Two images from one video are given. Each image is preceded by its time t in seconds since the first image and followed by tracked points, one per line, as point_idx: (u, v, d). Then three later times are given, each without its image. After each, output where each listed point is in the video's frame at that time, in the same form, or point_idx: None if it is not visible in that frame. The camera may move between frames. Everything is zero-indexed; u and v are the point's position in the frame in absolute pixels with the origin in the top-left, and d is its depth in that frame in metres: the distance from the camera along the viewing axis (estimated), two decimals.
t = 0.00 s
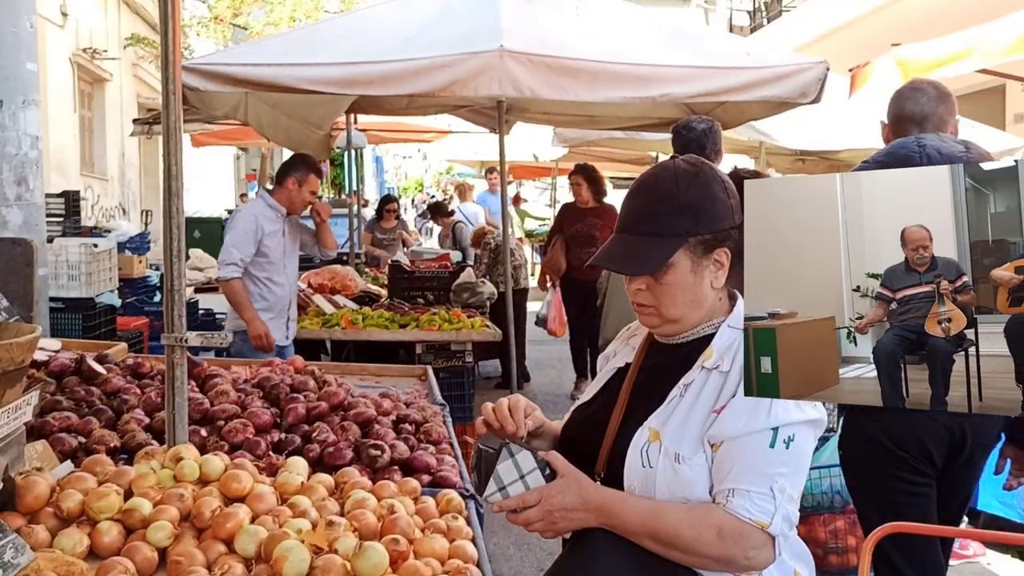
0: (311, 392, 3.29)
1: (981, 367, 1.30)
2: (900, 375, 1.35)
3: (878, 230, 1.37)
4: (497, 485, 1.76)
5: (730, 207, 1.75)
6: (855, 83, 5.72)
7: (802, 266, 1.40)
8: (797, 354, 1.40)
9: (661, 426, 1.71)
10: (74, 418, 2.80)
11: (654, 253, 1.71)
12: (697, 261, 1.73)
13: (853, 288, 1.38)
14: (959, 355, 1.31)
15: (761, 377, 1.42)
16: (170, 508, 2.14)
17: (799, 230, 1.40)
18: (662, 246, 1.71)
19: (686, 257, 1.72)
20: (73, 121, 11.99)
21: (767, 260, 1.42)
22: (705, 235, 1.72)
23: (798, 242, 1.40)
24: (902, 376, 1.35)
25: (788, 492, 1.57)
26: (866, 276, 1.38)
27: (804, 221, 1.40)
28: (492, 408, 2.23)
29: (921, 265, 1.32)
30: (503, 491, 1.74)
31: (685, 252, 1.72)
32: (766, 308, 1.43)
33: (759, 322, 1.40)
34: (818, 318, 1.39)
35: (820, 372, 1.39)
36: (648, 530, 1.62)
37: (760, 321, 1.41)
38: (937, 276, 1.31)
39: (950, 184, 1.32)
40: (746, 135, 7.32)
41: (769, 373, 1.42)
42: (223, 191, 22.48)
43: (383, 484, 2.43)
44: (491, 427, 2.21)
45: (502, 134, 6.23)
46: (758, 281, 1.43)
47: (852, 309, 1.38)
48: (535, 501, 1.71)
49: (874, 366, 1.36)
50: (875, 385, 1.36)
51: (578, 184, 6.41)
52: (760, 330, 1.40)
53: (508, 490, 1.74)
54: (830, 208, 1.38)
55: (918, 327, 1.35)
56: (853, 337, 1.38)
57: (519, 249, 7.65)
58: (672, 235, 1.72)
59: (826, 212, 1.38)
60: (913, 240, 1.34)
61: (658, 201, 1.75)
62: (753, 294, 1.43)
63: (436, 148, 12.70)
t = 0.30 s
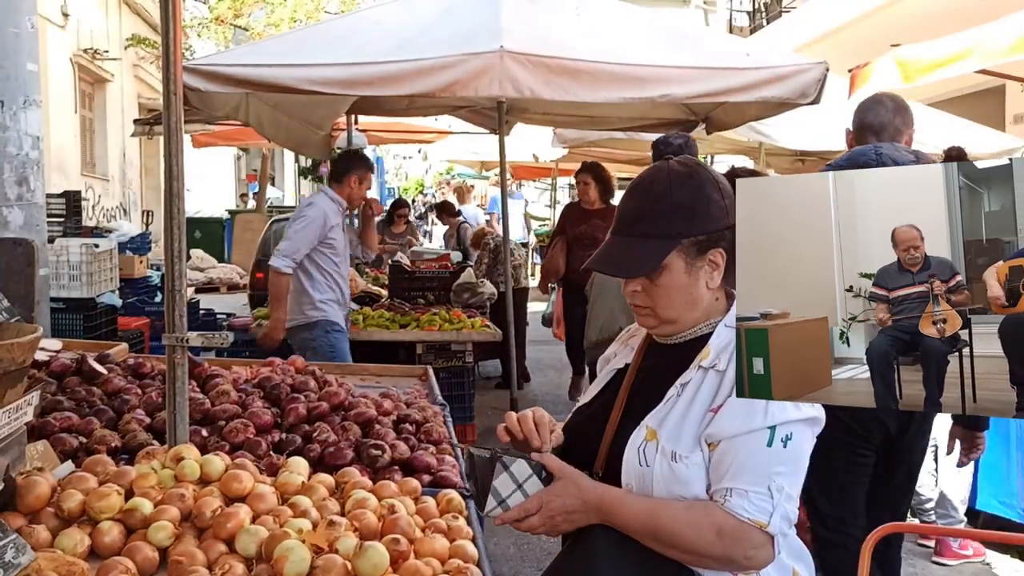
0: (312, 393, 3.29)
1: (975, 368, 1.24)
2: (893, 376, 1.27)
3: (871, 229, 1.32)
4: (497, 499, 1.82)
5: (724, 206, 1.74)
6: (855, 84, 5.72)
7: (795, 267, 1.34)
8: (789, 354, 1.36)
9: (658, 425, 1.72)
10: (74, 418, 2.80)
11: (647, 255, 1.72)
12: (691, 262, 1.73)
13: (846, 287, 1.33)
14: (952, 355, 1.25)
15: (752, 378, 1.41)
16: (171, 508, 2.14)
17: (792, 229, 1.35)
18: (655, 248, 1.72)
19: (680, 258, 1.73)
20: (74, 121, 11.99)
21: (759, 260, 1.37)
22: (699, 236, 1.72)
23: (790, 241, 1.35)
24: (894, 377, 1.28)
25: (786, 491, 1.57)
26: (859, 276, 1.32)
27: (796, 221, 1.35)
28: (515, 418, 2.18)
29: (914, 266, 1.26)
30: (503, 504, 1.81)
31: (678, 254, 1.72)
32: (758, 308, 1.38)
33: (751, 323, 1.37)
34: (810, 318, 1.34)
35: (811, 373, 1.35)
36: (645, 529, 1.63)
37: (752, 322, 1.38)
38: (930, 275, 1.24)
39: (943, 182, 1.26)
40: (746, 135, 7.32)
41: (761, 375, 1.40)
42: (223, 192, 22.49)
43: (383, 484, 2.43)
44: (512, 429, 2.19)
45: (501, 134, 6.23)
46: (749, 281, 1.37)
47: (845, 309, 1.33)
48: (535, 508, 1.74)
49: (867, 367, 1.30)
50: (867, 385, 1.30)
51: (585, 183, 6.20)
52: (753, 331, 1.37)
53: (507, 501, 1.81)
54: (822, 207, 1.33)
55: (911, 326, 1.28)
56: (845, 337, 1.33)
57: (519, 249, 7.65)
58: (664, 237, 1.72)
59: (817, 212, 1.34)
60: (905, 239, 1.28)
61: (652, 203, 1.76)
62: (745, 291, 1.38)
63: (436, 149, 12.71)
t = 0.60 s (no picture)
0: (312, 393, 3.30)
1: (968, 369, 1.21)
2: (886, 378, 1.25)
3: (862, 228, 1.30)
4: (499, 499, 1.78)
5: (721, 207, 1.75)
6: (856, 84, 5.71)
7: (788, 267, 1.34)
8: (783, 354, 1.32)
9: (657, 426, 1.73)
10: (75, 418, 2.80)
11: (643, 256, 1.72)
12: (689, 261, 1.73)
13: (840, 288, 1.31)
14: (945, 357, 1.22)
15: (744, 378, 1.37)
16: (172, 508, 2.14)
17: (785, 228, 1.33)
18: (652, 248, 1.72)
19: (677, 257, 1.73)
20: (74, 121, 11.99)
21: (753, 258, 1.36)
22: (695, 235, 1.72)
23: (781, 240, 1.33)
24: (887, 377, 1.25)
25: (785, 491, 1.57)
26: (852, 276, 1.30)
27: (787, 218, 1.33)
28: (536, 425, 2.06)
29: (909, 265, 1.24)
30: (505, 506, 1.75)
31: (674, 254, 1.73)
32: (751, 309, 1.36)
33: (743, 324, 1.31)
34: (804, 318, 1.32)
35: (805, 373, 1.31)
36: (644, 530, 1.62)
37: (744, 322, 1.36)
38: (925, 276, 1.22)
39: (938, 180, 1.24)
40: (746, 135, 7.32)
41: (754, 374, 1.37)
42: (223, 192, 22.49)
43: (384, 484, 2.43)
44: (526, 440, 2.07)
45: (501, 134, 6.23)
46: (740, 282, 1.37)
47: (836, 309, 1.31)
48: (536, 509, 1.72)
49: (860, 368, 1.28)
50: (860, 387, 1.28)
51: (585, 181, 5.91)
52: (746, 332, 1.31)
53: (507, 501, 1.75)
54: (815, 206, 1.31)
55: (904, 327, 1.24)
56: (837, 338, 1.31)
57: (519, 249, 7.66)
58: (661, 236, 1.72)
59: (806, 209, 1.31)
60: (899, 239, 1.26)
61: (649, 204, 1.76)
62: (740, 293, 1.36)
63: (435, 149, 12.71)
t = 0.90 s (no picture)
0: (312, 393, 3.30)
1: (963, 371, 1.25)
2: (879, 378, 1.26)
3: (855, 228, 1.30)
4: (509, 486, 1.80)
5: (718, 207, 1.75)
6: (855, 84, 5.71)
7: (778, 268, 1.31)
8: (774, 354, 1.31)
9: (657, 427, 1.73)
10: (75, 418, 2.80)
11: (641, 257, 1.72)
12: (688, 261, 1.73)
13: (832, 288, 1.29)
14: (938, 357, 1.25)
15: (736, 379, 1.35)
16: (172, 508, 2.14)
17: (777, 227, 1.30)
18: (651, 249, 1.72)
19: (675, 258, 1.72)
20: (74, 121, 11.98)
21: (741, 264, 1.33)
22: (694, 235, 1.72)
23: (773, 241, 1.31)
24: (880, 379, 1.26)
25: (788, 492, 1.57)
26: (844, 276, 1.29)
27: (780, 220, 1.30)
28: (538, 419, 2.10)
29: (902, 264, 1.24)
30: (514, 492, 1.79)
31: (673, 254, 1.72)
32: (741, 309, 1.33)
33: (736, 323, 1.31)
34: (795, 319, 1.30)
35: (797, 374, 1.31)
36: (648, 530, 1.63)
37: (735, 323, 1.33)
38: (917, 275, 1.24)
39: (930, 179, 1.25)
40: (746, 135, 7.32)
41: (744, 375, 1.34)
42: (224, 192, 22.49)
43: (384, 484, 2.43)
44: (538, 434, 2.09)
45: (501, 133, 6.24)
46: (730, 284, 1.34)
47: (829, 310, 1.29)
48: (541, 498, 1.73)
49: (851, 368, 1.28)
50: (852, 388, 1.28)
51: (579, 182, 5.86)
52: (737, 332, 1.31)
53: (517, 489, 1.78)
54: (807, 205, 1.29)
55: (897, 328, 1.26)
56: (829, 338, 1.29)
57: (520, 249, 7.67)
58: (659, 236, 1.73)
59: (799, 211, 1.29)
60: (893, 237, 1.27)
61: (648, 204, 1.76)
62: (730, 293, 1.33)
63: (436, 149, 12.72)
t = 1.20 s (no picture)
0: (312, 393, 3.30)
1: (954, 372, 1.33)
2: (872, 379, 1.35)
3: (848, 229, 1.33)
4: (516, 481, 1.89)
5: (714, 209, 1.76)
6: (856, 84, 5.71)
7: (770, 267, 1.33)
8: (766, 354, 1.35)
9: (657, 427, 1.73)
10: (75, 418, 2.79)
11: (637, 258, 1.72)
12: (685, 262, 1.73)
13: (825, 288, 1.34)
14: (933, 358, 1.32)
15: (727, 381, 1.38)
16: (172, 508, 2.15)
17: (770, 226, 1.33)
18: (648, 251, 1.72)
19: (673, 259, 1.72)
20: (74, 121, 11.97)
21: (731, 268, 1.35)
22: (691, 236, 1.73)
23: (766, 241, 1.33)
24: (873, 379, 1.35)
25: (791, 493, 1.57)
26: (837, 276, 1.34)
27: (771, 220, 1.33)
28: (544, 419, 2.10)
29: (894, 265, 1.30)
30: (520, 487, 1.87)
31: (671, 255, 1.72)
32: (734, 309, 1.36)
33: (726, 324, 1.34)
34: (789, 318, 1.34)
35: (789, 374, 1.34)
36: (651, 530, 1.63)
37: (727, 324, 1.35)
38: (910, 274, 1.30)
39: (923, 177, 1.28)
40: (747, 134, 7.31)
41: (736, 377, 1.38)
42: (223, 192, 22.47)
43: (384, 484, 2.43)
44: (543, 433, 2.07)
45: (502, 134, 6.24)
46: (723, 285, 1.35)
47: (821, 309, 1.34)
48: (544, 496, 1.73)
49: (844, 370, 1.35)
50: (846, 389, 1.35)
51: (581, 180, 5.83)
52: (728, 332, 1.34)
53: (524, 485, 1.87)
54: (801, 205, 1.32)
55: (890, 328, 1.34)
56: (822, 339, 1.35)
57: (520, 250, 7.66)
58: (656, 238, 1.73)
59: (792, 210, 1.32)
60: (885, 237, 1.32)
61: (644, 205, 1.76)
62: (723, 292, 1.35)
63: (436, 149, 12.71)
